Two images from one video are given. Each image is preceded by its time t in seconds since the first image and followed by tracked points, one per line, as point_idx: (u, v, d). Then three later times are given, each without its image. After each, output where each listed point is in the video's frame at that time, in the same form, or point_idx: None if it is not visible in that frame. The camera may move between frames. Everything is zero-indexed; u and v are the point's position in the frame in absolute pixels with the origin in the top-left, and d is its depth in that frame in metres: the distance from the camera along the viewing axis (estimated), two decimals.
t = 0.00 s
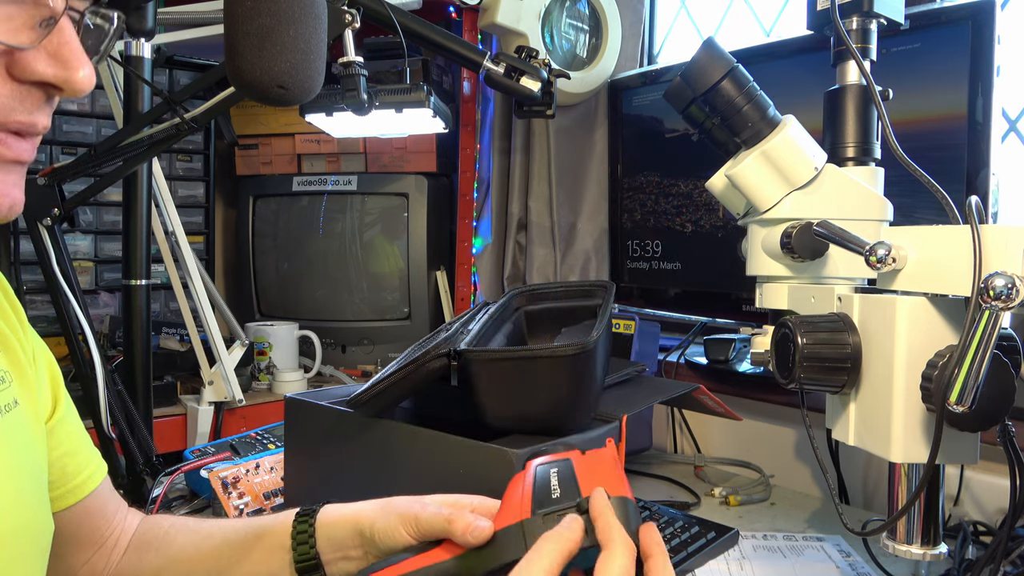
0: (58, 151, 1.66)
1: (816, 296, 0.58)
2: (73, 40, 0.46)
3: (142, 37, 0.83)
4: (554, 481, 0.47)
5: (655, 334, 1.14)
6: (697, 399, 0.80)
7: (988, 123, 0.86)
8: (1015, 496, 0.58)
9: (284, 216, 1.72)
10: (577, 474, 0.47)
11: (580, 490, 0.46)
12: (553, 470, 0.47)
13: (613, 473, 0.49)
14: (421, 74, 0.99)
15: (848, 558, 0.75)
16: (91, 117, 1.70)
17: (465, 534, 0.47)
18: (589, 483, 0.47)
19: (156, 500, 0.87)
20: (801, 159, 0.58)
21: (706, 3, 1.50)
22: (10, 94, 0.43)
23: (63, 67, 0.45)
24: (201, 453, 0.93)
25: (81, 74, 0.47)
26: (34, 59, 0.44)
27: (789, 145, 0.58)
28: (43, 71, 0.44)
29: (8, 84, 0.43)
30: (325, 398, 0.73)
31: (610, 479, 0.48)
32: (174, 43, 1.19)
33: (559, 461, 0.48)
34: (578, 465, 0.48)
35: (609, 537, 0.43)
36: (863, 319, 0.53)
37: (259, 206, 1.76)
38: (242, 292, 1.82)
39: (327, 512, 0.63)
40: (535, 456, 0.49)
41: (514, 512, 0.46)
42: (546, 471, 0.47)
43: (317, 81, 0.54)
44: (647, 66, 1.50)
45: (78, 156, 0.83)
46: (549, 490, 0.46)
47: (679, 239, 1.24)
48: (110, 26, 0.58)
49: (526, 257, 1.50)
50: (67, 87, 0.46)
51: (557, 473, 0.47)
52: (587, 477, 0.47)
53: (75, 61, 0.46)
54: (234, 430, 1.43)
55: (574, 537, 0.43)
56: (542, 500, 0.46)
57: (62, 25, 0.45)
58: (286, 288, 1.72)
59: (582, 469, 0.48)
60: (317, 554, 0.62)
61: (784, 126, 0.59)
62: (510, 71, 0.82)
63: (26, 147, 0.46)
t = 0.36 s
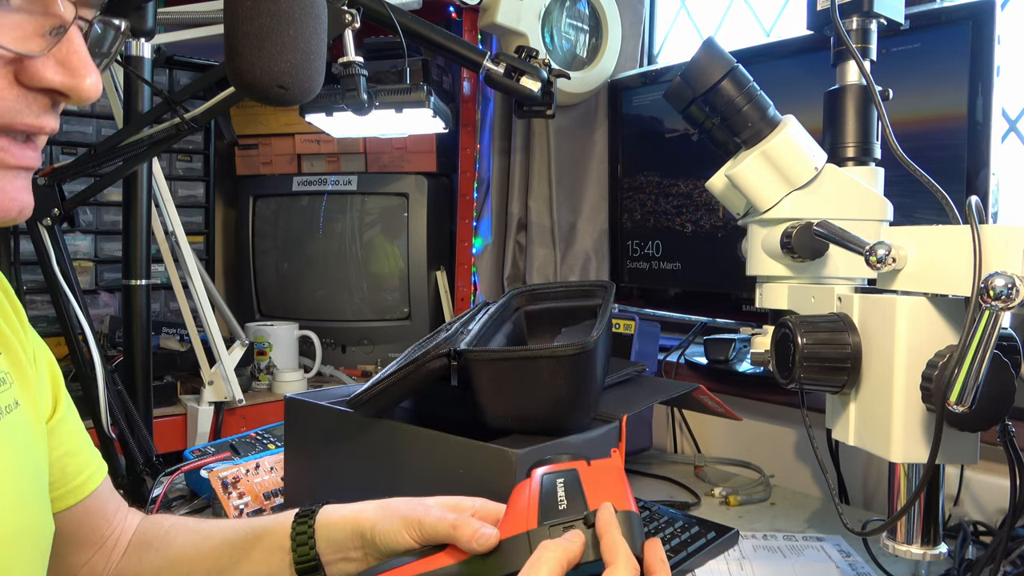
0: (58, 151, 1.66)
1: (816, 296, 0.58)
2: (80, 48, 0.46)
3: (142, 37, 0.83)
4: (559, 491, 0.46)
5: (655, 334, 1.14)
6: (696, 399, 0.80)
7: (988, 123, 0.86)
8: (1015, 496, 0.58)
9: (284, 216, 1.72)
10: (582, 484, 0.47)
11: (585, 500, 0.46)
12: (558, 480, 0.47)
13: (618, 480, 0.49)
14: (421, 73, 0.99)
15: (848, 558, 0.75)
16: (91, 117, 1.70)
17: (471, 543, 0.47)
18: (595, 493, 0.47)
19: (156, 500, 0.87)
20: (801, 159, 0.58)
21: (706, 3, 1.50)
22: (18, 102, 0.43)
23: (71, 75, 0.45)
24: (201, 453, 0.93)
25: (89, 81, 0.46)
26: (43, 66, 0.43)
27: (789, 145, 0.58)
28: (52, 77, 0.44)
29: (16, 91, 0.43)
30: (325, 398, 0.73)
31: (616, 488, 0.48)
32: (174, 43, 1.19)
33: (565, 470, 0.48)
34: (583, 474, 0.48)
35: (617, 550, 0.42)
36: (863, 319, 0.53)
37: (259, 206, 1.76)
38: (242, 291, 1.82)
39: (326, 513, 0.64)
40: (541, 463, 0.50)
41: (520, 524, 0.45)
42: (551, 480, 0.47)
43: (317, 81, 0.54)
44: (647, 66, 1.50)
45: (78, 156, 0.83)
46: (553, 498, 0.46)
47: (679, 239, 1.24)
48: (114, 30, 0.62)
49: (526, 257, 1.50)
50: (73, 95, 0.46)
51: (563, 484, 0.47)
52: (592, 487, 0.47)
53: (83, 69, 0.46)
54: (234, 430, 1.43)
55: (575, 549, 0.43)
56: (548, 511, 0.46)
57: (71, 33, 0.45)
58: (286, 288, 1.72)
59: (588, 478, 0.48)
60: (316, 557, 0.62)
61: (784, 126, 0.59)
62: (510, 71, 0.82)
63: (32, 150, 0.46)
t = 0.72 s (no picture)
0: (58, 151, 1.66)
1: (816, 296, 0.58)
2: (108, 49, 0.50)
3: (142, 37, 0.83)
4: (559, 498, 0.46)
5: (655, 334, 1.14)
6: (696, 399, 0.80)
7: (988, 123, 0.86)
8: (1015, 496, 0.58)
9: (284, 216, 1.72)
10: (582, 490, 0.47)
11: (585, 508, 0.46)
12: (559, 486, 0.47)
13: (618, 487, 0.49)
14: (421, 74, 0.99)
15: (848, 558, 0.75)
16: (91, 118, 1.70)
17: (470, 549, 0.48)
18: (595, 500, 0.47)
19: (156, 500, 0.87)
20: (801, 159, 0.58)
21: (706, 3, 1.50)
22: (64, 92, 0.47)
23: (105, 71, 0.49)
24: (201, 453, 0.93)
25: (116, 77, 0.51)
26: (86, 63, 0.47)
27: (789, 145, 0.58)
28: (92, 72, 0.48)
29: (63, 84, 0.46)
30: (325, 398, 0.73)
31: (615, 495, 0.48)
32: (174, 43, 1.19)
33: (566, 477, 0.48)
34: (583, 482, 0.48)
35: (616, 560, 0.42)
36: (863, 319, 0.53)
37: (259, 206, 1.76)
38: (242, 292, 1.82)
39: (326, 515, 0.63)
40: (542, 469, 0.49)
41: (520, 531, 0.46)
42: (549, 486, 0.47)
43: (317, 81, 0.53)
44: (647, 66, 1.50)
45: (78, 155, 0.80)
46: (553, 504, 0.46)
47: (679, 239, 1.24)
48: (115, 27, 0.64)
49: (526, 257, 1.50)
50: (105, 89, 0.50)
51: (563, 491, 0.47)
52: (592, 494, 0.47)
53: (113, 66, 0.50)
54: (234, 430, 1.43)
55: (574, 555, 0.43)
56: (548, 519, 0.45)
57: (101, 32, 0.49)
58: (286, 288, 1.72)
59: (587, 486, 0.48)
60: (315, 560, 0.62)
61: (784, 126, 0.59)
62: (510, 71, 0.82)
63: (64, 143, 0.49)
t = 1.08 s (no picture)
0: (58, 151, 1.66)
1: (816, 296, 0.59)
2: (102, 55, 0.50)
3: (142, 37, 0.83)
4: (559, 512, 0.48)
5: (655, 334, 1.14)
6: (697, 399, 0.80)
7: (988, 123, 0.86)
8: (1015, 496, 0.58)
9: (284, 216, 1.72)
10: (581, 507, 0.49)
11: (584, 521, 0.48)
12: (558, 499, 0.49)
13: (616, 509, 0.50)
14: (421, 74, 0.99)
15: (848, 558, 0.75)
16: (91, 118, 1.70)
17: None
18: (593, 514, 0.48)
19: (156, 500, 0.87)
20: (801, 159, 0.58)
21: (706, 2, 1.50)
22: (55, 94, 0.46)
23: (99, 74, 0.49)
24: (201, 453, 0.93)
25: (110, 80, 0.50)
26: (78, 65, 0.47)
27: (789, 145, 0.58)
28: (84, 74, 0.47)
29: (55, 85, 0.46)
30: (325, 398, 0.73)
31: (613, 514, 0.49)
32: (173, 43, 1.19)
33: (566, 492, 0.50)
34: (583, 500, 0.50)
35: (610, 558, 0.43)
36: (863, 319, 0.53)
37: (259, 206, 1.76)
38: (242, 292, 1.82)
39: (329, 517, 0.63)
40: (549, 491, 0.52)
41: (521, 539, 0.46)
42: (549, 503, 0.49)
43: (317, 81, 0.53)
44: (647, 66, 1.50)
45: (77, 155, 0.81)
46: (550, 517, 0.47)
47: (679, 239, 1.24)
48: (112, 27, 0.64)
49: (526, 257, 1.50)
50: (99, 93, 0.49)
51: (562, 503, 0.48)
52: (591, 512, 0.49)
53: (106, 69, 0.50)
54: (234, 430, 1.43)
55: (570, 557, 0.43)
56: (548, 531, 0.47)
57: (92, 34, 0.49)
58: (286, 288, 1.72)
59: (588, 503, 0.50)
60: (315, 561, 0.62)
61: (784, 126, 0.59)
62: (510, 71, 0.82)
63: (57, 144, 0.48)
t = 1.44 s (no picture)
0: (58, 151, 1.66)
1: (816, 296, 0.59)
2: (55, 41, 0.43)
3: (142, 37, 0.83)
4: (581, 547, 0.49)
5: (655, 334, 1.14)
6: (696, 399, 0.80)
7: (988, 123, 0.86)
8: (1015, 496, 0.58)
9: (284, 217, 1.72)
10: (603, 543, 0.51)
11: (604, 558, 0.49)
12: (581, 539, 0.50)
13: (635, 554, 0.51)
14: (421, 74, 0.99)
15: (848, 558, 0.75)
16: (91, 117, 1.70)
17: None
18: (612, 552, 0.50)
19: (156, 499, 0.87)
20: (801, 159, 0.58)
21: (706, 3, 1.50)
22: None
23: (45, 67, 0.43)
24: (201, 453, 0.93)
25: (61, 74, 0.44)
26: (16, 57, 0.41)
27: (789, 145, 0.58)
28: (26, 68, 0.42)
29: None
30: (325, 398, 0.73)
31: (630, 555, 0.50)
32: (174, 43, 1.19)
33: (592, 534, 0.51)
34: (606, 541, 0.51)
35: None
36: (863, 319, 0.53)
37: (259, 206, 1.76)
38: (242, 291, 1.82)
39: (343, 519, 0.62)
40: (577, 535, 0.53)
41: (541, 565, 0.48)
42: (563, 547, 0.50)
43: (317, 81, 0.53)
44: (647, 66, 1.50)
45: (79, 156, 0.84)
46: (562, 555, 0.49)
47: (679, 240, 1.24)
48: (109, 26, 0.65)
49: (526, 257, 1.50)
50: (45, 89, 0.43)
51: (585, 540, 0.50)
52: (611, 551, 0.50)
53: (56, 62, 0.43)
54: (234, 430, 1.43)
55: None
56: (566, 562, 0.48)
57: (45, 25, 0.42)
58: (287, 288, 1.72)
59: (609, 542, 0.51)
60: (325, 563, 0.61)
61: (784, 126, 0.59)
62: (510, 71, 0.82)
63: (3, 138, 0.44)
